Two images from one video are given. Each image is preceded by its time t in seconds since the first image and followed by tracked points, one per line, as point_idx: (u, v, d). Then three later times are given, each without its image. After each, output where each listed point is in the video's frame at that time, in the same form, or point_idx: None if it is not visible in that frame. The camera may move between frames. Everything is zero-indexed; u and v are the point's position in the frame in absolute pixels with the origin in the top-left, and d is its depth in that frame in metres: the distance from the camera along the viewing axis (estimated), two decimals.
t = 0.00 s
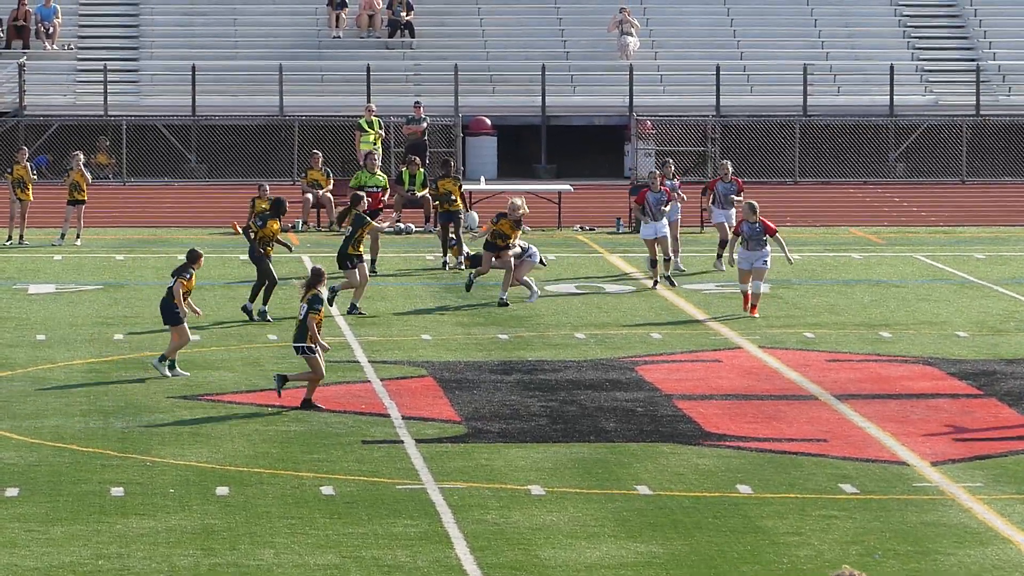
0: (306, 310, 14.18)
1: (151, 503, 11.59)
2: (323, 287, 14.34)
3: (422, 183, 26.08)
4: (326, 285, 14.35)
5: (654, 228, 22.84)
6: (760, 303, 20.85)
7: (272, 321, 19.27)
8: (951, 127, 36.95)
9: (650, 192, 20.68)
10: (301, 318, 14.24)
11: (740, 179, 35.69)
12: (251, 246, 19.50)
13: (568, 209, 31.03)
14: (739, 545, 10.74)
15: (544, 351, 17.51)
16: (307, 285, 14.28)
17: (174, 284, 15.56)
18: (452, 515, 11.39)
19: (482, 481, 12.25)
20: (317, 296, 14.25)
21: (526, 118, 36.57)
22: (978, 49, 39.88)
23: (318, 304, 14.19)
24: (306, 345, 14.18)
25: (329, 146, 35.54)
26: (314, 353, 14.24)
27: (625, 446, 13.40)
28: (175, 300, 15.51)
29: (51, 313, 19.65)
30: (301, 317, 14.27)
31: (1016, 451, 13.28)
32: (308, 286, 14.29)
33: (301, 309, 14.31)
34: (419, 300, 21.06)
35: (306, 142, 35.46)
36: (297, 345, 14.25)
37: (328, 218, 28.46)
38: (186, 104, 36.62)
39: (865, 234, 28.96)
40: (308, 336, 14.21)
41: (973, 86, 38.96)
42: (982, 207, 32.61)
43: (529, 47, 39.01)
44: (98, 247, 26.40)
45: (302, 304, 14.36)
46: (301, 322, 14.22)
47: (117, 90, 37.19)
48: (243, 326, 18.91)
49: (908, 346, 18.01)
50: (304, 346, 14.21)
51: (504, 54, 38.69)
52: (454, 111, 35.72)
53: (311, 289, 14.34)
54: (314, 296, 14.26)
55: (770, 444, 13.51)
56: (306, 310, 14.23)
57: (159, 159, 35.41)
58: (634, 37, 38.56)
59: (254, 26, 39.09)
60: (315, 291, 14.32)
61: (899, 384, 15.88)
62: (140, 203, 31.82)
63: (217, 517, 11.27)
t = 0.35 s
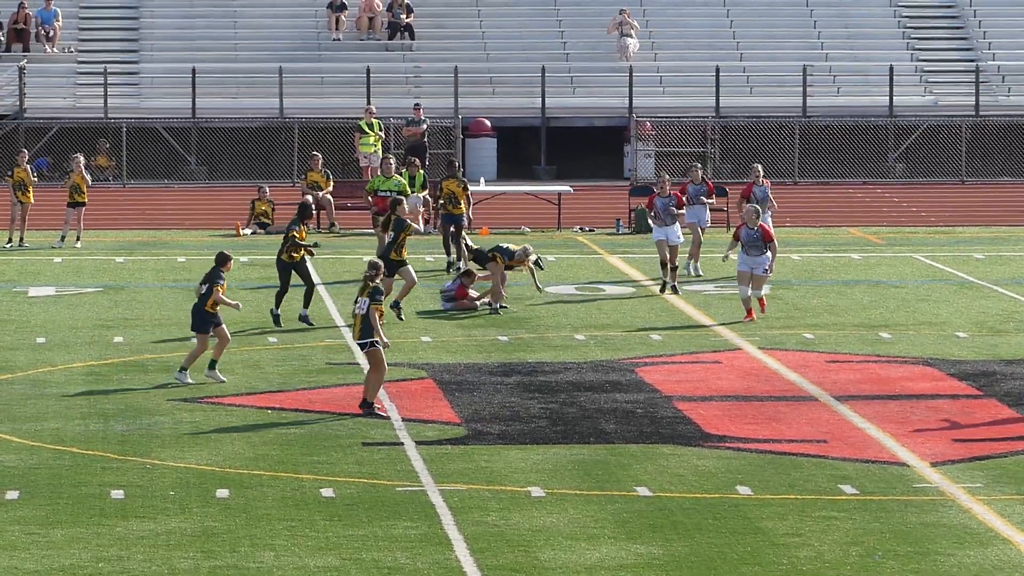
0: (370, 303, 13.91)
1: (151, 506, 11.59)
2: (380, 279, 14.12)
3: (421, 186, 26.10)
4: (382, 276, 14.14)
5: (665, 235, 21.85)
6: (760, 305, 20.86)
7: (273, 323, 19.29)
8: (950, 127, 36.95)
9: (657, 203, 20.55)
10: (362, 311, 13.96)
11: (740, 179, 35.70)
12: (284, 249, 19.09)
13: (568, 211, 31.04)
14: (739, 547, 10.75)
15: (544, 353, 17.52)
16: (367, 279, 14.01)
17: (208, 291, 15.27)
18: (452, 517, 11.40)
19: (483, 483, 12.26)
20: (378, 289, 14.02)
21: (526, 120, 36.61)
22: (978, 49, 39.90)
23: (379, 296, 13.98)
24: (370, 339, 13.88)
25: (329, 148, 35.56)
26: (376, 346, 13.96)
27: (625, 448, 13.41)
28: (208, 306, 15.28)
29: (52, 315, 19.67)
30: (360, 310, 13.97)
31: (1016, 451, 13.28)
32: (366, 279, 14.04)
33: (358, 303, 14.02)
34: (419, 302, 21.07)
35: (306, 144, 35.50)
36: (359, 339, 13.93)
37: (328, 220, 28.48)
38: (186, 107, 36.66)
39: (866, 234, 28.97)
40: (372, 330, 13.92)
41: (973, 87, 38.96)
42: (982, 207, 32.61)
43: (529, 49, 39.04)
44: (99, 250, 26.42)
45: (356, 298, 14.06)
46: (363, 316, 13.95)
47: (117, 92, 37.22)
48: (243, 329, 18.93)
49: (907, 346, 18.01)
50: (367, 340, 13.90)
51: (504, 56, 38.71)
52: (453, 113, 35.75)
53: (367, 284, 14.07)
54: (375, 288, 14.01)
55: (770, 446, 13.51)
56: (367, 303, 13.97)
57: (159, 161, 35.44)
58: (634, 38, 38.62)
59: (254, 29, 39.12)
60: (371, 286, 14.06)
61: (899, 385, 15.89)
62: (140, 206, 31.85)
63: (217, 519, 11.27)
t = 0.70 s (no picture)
0: (405, 317, 13.74)
1: (154, 509, 11.59)
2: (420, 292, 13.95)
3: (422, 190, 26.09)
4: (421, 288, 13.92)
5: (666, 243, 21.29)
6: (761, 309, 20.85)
7: (275, 327, 19.30)
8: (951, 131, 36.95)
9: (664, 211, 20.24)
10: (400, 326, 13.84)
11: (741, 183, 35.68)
12: (316, 262, 18.32)
13: (569, 215, 31.04)
14: (742, 550, 10.75)
15: (546, 356, 17.51)
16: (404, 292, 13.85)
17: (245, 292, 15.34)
18: (455, 520, 11.40)
19: (485, 487, 12.25)
20: (415, 303, 13.83)
21: (527, 124, 36.61)
22: (979, 53, 39.91)
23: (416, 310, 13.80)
24: (409, 353, 13.81)
25: (329, 151, 35.58)
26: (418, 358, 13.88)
27: (627, 451, 13.41)
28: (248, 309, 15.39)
29: (53, 320, 19.67)
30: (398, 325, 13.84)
31: (1018, 454, 13.28)
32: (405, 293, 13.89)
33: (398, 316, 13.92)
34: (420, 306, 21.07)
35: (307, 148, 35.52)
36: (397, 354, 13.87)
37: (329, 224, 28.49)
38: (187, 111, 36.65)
39: (867, 238, 28.96)
40: (411, 343, 13.82)
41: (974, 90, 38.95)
42: (982, 211, 32.61)
43: (530, 52, 39.05)
44: (99, 254, 26.42)
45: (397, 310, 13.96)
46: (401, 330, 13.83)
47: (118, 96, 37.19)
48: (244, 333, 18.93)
49: (909, 350, 18.02)
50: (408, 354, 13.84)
51: (506, 60, 38.71)
52: (454, 116, 35.74)
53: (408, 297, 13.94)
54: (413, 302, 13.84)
55: (773, 449, 13.51)
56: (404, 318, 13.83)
57: (159, 165, 35.43)
58: (635, 41, 38.65)
59: (255, 33, 39.14)
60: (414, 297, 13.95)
61: (901, 388, 15.89)
62: (140, 210, 31.85)
63: (220, 523, 11.27)
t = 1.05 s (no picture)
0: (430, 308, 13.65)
1: (153, 515, 11.58)
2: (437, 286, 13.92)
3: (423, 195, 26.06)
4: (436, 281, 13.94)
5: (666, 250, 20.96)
6: (762, 313, 20.83)
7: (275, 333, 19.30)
8: (953, 135, 36.93)
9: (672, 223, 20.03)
10: (427, 319, 13.70)
11: (743, 187, 35.66)
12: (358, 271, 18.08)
13: (570, 219, 31.04)
14: (743, 555, 10.73)
15: (547, 361, 17.50)
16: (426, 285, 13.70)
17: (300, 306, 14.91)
18: (455, 525, 11.38)
19: (485, 492, 12.24)
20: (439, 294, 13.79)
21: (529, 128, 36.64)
22: (980, 56, 39.92)
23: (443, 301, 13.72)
24: (439, 347, 13.63)
25: (330, 156, 35.59)
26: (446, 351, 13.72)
27: (628, 456, 13.40)
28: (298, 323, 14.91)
29: (53, 325, 19.67)
30: (425, 319, 13.71)
31: (1019, 459, 13.26)
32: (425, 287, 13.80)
33: (422, 310, 13.77)
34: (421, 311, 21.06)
35: (308, 152, 35.51)
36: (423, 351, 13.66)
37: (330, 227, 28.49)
38: (188, 115, 36.67)
39: (868, 242, 28.95)
40: (438, 336, 13.66)
41: (976, 93, 38.95)
42: (983, 215, 32.59)
43: (532, 56, 39.07)
44: (100, 258, 26.42)
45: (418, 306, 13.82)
46: (429, 323, 13.69)
47: (119, 100, 37.20)
48: (245, 338, 18.91)
49: (910, 354, 18.01)
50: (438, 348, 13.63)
51: (507, 64, 38.72)
52: (455, 121, 35.75)
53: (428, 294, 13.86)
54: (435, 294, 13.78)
55: (773, 454, 13.49)
56: (431, 310, 13.71)
57: (160, 169, 35.43)
58: (636, 45, 38.72)
59: (257, 37, 39.17)
60: (432, 291, 13.83)
61: (902, 392, 15.88)
62: (141, 214, 31.86)
63: (220, 528, 11.26)
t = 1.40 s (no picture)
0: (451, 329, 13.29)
1: (154, 516, 11.60)
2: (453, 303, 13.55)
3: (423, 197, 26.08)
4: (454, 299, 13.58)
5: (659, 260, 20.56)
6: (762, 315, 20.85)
7: (275, 334, 19.32)
8: (953, 137, 36.94)
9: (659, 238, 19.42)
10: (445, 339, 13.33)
11: (743, 189, 35.68)
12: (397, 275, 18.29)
13: (570, 221, 31.06)
14: (742, 556, 10.75)
15: (547, 363, 17.53)
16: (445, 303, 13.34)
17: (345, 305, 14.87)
18: (455, 526, 11.40)
19: (485, 493, 12.26)
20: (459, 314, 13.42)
21: (529, 130, 36.70)
22: (980, 58, 39.95)
23: (462, 321, 13.40)
24: (455, 367, 13.34)
25: (331, 157, 35.63)
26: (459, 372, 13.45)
27: (628, 457, 13.42)
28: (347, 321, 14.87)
29: (54, 326, 19.68)
30: (442, 337, 13.32)
31: (1019, 460, 13.28)
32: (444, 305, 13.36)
33: (438, 328, 13.36)
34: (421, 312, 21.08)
35: (309, 153, 35.54)
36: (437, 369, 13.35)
37: (330, 228, 28.53)
38: (188, 117, 36.70)
39: (868, 244, 28.97)
40: (455, 356, 13.35)
41: (975, 95, 38.98)
42: (983, 217, 32.62)
43: (532, 58, 39.10)
44: (100, 260, 26.44)
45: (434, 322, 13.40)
46: (447, 342, 13.31)
47: (119, 102, 37.23)
48: (245, 339, 18.93)
49: (910, 356, 18.03)
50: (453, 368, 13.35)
51: (507, 66, 38.75)
52: (455, 123, 35.78)
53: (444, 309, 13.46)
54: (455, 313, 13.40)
55: (773, 455, 13.51)
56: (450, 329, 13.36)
57: (160, 171, 35.47)
58: (636, 48, 38.75)
59: (257, 39, 39.20)
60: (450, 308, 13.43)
61: (901, 394, 15.89)
62: (142, 216, 31.88)
63: (221, 529, 11.28)
